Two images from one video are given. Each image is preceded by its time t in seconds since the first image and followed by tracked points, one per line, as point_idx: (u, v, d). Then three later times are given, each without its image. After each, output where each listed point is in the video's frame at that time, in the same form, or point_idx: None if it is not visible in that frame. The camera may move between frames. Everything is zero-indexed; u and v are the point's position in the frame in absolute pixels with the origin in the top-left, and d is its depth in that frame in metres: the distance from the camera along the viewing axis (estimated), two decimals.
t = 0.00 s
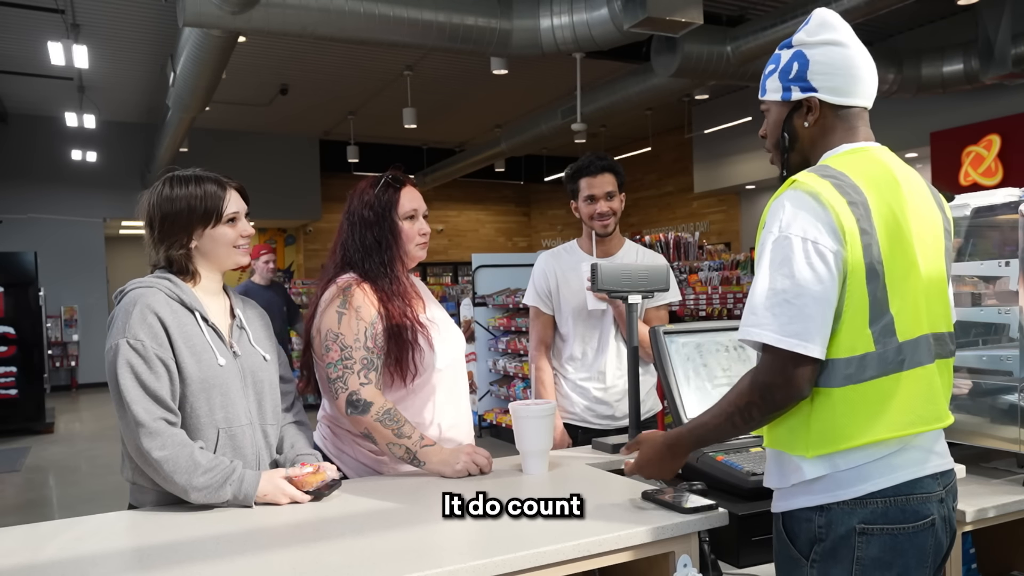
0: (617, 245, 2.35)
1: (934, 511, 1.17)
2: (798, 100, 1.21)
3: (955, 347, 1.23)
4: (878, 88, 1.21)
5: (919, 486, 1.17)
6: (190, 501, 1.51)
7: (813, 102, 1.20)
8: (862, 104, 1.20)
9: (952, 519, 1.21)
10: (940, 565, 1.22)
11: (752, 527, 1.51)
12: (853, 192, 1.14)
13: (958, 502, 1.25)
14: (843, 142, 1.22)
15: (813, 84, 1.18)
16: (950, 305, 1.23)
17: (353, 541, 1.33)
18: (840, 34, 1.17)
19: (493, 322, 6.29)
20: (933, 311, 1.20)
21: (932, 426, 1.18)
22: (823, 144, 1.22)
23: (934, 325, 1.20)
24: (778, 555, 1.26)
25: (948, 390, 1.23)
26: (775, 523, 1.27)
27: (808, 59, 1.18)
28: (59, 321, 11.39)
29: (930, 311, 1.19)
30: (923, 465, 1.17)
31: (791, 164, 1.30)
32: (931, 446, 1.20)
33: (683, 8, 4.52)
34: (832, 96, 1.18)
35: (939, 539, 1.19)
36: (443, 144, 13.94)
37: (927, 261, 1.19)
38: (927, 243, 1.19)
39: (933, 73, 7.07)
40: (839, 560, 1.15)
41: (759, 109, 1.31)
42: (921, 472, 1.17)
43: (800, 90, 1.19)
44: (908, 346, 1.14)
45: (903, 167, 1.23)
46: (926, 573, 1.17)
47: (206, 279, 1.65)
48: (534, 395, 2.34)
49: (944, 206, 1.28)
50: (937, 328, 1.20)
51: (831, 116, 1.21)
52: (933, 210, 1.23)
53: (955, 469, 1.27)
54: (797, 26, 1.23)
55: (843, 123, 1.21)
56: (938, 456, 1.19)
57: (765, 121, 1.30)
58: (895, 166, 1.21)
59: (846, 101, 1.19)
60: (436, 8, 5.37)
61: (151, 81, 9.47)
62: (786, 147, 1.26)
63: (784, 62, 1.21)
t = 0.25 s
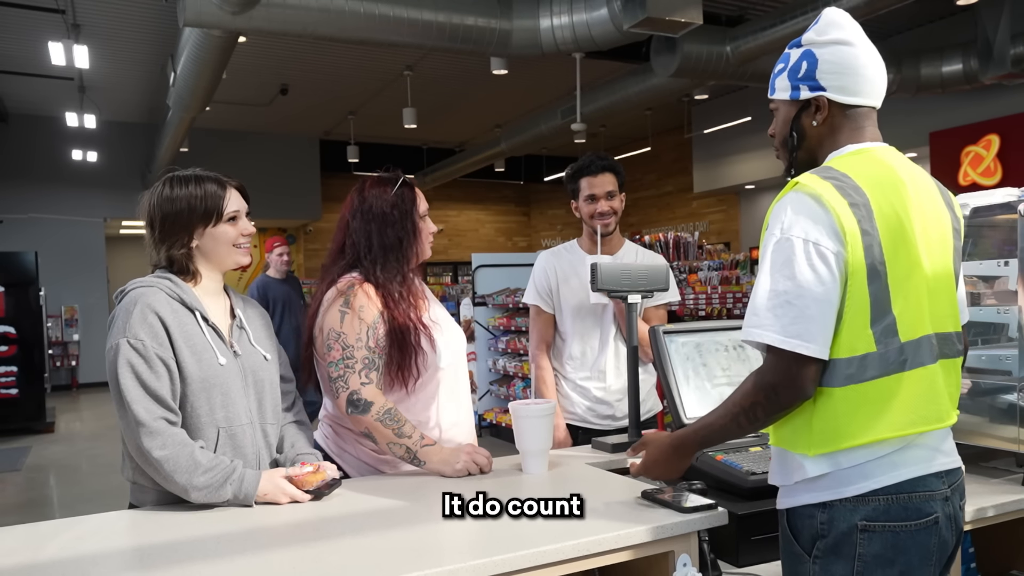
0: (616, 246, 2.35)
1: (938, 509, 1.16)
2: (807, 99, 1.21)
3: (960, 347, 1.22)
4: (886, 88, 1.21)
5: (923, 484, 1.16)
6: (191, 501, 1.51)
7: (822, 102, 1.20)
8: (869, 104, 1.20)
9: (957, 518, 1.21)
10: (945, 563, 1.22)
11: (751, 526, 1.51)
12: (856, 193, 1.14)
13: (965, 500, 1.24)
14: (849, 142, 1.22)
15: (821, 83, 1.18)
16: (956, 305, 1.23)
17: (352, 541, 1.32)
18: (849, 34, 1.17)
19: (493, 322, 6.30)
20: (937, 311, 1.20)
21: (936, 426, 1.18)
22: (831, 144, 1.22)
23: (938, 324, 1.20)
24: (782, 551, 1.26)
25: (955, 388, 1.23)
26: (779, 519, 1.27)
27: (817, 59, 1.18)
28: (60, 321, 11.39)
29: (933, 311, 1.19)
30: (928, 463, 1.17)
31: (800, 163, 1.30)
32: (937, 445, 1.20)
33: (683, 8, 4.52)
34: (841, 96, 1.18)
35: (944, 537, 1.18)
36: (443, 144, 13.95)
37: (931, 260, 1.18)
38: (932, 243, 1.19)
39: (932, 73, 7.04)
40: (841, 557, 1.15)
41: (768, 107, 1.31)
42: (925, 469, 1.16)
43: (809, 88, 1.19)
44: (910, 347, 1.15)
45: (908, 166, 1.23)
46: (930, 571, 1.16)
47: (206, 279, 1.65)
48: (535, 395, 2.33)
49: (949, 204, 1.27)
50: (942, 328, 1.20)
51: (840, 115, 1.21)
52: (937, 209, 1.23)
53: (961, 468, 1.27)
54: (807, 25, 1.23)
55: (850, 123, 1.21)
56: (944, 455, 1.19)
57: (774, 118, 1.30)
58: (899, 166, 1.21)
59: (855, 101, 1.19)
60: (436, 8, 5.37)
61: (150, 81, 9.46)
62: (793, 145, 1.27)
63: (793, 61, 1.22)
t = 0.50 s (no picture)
0: (610, 242, 2.39)
1: (929, 497, 1.20)
2: (800, 99, 1.26)
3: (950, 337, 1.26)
4: (878, 89, 1.26)
5: (913, 471, 1.20)
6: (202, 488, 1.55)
7: (816, 102, 1.25)
8: (862, 105, 1.25)
9: (949, 504, 1.24)
10: (939, 549, 1.25)
11: (741, 514, 1.56)
12: (845, 192, 1.18)
13: (958, 489, 1.28)
14: (841, 141, 1.27)
15: (814, 83, 1.23)
16: (946, 295, 1.27)
17: (350, 529, 1.37)
18: (840, 36, 1.22)
19: (490, 315, 6.37)
20: (928, 302, 1.24)
21: (927, 415, 1.22)
22: (824, 142, 1.27)
23: (929, 316, 1.24)
24: (779, 536, 1.31)
25: (948, 378, 1.28)
26: (776, 505, 1.33)
27: (810, 60, 1.23)
28: (70, 314, 11.56)
29: (926, 303, 1.24)
30: (921, 451, 1.21)
31: (794, 159, 1.35)
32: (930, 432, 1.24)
33: (675, 10, 4.56)
34: (834, 96, 1.23)
35: (937, 524, 1.22)
36: (443, 143, 14.01)
37: (920, 253, 1.23)
38: (921, 237, 1.24)
39: (917, 73, 7.08)
40: (835, 541, 1.19)
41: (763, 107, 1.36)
42: (917, 457, 1.20)
43: (803, 89, 1.24)
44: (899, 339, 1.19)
45: (897, 164, 1.27)
46: (922, 557, 1.20)
47: (217, 273, 1.70)
48: (532, 386, 2.37)
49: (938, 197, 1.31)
50: (931, 319, 1.24)
51: (833, 115, 1.26)
52: (927, 203, 1.27)
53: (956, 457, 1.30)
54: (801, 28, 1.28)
55: (843, 122, 1.26)
56: (936, 442, 1.23)
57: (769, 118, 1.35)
58: (888, 164, 1.25)
59: (847, 101, 1.24)
60: (436, 11, 5.40)
61: (158, 81, 9.52)
62: (787, 144, 1.32)
63: (787, 62, 1.26)
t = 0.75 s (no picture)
0: (586, 227, 2.63)
1: (871, 447, 1.32)
2: (758, 99, 1.42)
3: (887, 308, 1.42)
4: (823, 92, 1.42)
5: (858, 424, 1.33)
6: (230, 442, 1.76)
7: (771, 102, 1.40)
8: (810, 105, 1.41)
9: (892, 456, 1.37)
10: (882, 495, 1.37)
11: (701, 462, 1.76)
12: (797, 180, 1.31)
13: (900, 441, 1.40)
14: (793, 137, 1.42)
15: (770, 86, 1.38)
16: (883, 272, 1.42)
17: (364, 476, 1.52)
18: (792, 45, 1.38)
19: (480, 289, 6.67)
20: (869, 277, 1.39)
21: (868, 376, 1.36)
22: (779, 137, 1.43)
23: (870, 290, 1.39)
24: (741, 483, 1.44)
25: (886, 342, 1.43)
26: (739, 456, 1.45)
27: (767, 65, 1.38)
28: (112, 287, 12.08)
29: (867, 279, 1.38)
30: (864, 407, 1.34)
31: (753, 153, 1.51)
32: (873, 391, 1.37)
33: (644, 21, 4.99)
34: (788, 97, 1.38)
35: (879, 472, 1.34)
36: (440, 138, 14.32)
37: (862, 233, 1.36)
38: (864, 219, 1.37)
39: (856, 76, 7.78)
40: (789, 485, 1.31)
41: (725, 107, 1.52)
42: (860, 412, 1.33)
43: (760, 90, 1.40)
44: (844, 309, 1.33)
45: (842, 157, 1.41)
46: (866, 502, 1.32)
47: (249, 252, 1.93)
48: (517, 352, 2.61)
49: (878, 184, 1.46)
50: (872, 292, 1.39)
51: (786, 114, 1.42)
52: (868, 190, 1.41)
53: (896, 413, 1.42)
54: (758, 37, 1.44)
55: (795, 120, 1.42)
56: (878, 400, 1.36)
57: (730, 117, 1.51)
58: (832, 157, 1.39)
59: (798, 101, 1.40)
60: (433, 21, 5.84)
61: (193, 84, 10.05)
62: (747, 138, 1.47)
63: (746, 67, 1.42)
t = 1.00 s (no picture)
0: (580, 223, 2.70)
1: (856, 433, 1.36)
2: (748, 100, 1.43)
3: (875, 301, 1.42)
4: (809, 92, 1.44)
5: (844, 412, 1.36)
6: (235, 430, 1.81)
7: (761, 103, 1.42)
8: (798, 106, 1.43)
9: (874, 441, 1.41)
10: (865, 480, 1.42)
11: (693, 450, 1.78)
12: (786, 178, 1.32)
13: (884, 428, 1.44)
14: (782, 136, 1.43)
15: (761, 88, 1.39)
16: (871, 266, 1.42)
17: (369, 462, 1.52)
18: (782, 47, 1.39)
19: (478, 282, 6.70)
20: (855, 272, 1.39)
21: (854, 366, 1.37)
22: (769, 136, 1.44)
23: (856, 285, 1.39)
24: (730, 468, 1.45)
25: (871, 336, 1.43)
26: (728, 442, 1.46)
27: (758, 67, 1.39)
28: (123, 281, 12.10)
29: (854, 272, 1.39)
30: (850, 395, 1.36)
31: (742, 151, 1.52)
32: (859, 379, 1.39)
33: (635, 24, 5.06)
34: (777, 98, 1.39)
35: (863, 457, 1.38)
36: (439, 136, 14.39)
37: (848, 227, 1.37)
38: (850, 213, 1.39)
39: (842, 77, 7.98)
40: (778, 471, 1.33)
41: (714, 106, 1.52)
42: (847, 400, 1.36)
43: (751, 91, 1.40)
44: (831, 302, 1.34)
45: (830, 154, 1.42)
46: (852, 485, 1.36)
47: (261, 246, 1.99)
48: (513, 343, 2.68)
49: (863, 181, 1.47)
50: (859, 285, 1.39)
51: (774, 114, 1.43)
52: (855, 185, 1.42)
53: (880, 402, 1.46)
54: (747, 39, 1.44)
55: (784, 120, 1.43)
56: (863, 388, 1.39)
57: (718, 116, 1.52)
58: (820, 154, 1.40)
59: (786, 102, 1.41)
60: (433, 23, 5.91)
61: (204, 85, 10.18)
62: (737, 137, 1.48)
63: (737, 68, 1.42)
